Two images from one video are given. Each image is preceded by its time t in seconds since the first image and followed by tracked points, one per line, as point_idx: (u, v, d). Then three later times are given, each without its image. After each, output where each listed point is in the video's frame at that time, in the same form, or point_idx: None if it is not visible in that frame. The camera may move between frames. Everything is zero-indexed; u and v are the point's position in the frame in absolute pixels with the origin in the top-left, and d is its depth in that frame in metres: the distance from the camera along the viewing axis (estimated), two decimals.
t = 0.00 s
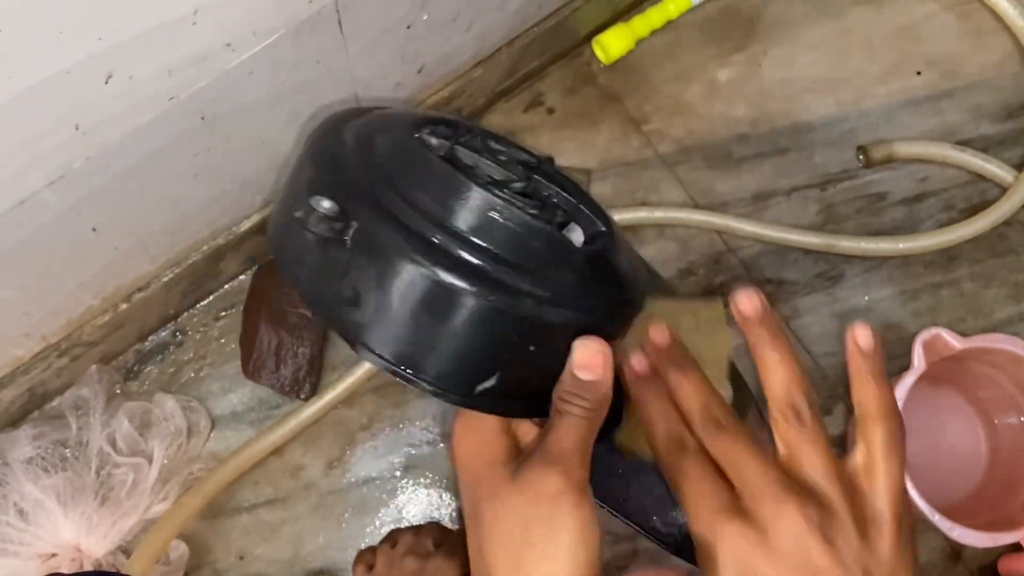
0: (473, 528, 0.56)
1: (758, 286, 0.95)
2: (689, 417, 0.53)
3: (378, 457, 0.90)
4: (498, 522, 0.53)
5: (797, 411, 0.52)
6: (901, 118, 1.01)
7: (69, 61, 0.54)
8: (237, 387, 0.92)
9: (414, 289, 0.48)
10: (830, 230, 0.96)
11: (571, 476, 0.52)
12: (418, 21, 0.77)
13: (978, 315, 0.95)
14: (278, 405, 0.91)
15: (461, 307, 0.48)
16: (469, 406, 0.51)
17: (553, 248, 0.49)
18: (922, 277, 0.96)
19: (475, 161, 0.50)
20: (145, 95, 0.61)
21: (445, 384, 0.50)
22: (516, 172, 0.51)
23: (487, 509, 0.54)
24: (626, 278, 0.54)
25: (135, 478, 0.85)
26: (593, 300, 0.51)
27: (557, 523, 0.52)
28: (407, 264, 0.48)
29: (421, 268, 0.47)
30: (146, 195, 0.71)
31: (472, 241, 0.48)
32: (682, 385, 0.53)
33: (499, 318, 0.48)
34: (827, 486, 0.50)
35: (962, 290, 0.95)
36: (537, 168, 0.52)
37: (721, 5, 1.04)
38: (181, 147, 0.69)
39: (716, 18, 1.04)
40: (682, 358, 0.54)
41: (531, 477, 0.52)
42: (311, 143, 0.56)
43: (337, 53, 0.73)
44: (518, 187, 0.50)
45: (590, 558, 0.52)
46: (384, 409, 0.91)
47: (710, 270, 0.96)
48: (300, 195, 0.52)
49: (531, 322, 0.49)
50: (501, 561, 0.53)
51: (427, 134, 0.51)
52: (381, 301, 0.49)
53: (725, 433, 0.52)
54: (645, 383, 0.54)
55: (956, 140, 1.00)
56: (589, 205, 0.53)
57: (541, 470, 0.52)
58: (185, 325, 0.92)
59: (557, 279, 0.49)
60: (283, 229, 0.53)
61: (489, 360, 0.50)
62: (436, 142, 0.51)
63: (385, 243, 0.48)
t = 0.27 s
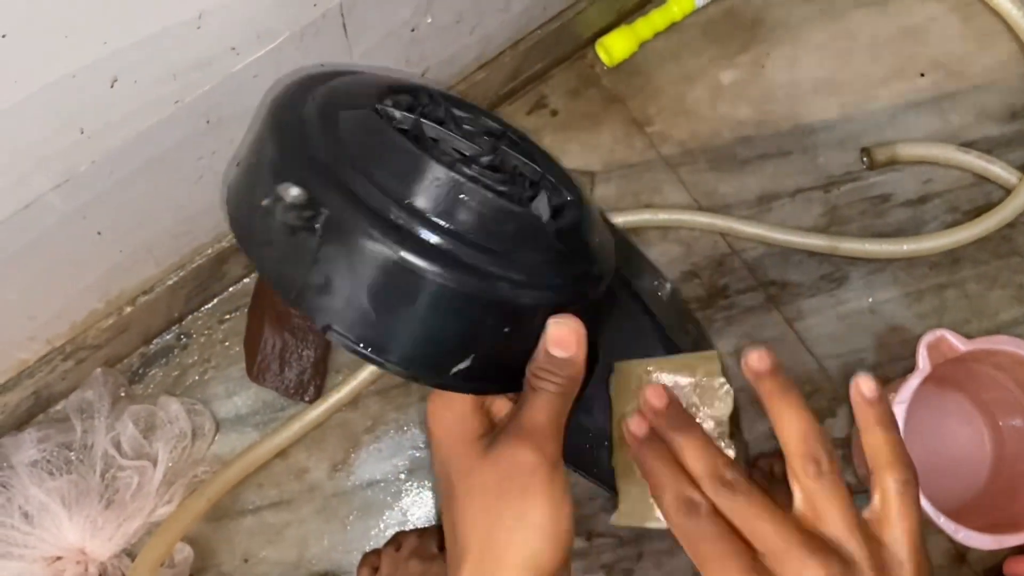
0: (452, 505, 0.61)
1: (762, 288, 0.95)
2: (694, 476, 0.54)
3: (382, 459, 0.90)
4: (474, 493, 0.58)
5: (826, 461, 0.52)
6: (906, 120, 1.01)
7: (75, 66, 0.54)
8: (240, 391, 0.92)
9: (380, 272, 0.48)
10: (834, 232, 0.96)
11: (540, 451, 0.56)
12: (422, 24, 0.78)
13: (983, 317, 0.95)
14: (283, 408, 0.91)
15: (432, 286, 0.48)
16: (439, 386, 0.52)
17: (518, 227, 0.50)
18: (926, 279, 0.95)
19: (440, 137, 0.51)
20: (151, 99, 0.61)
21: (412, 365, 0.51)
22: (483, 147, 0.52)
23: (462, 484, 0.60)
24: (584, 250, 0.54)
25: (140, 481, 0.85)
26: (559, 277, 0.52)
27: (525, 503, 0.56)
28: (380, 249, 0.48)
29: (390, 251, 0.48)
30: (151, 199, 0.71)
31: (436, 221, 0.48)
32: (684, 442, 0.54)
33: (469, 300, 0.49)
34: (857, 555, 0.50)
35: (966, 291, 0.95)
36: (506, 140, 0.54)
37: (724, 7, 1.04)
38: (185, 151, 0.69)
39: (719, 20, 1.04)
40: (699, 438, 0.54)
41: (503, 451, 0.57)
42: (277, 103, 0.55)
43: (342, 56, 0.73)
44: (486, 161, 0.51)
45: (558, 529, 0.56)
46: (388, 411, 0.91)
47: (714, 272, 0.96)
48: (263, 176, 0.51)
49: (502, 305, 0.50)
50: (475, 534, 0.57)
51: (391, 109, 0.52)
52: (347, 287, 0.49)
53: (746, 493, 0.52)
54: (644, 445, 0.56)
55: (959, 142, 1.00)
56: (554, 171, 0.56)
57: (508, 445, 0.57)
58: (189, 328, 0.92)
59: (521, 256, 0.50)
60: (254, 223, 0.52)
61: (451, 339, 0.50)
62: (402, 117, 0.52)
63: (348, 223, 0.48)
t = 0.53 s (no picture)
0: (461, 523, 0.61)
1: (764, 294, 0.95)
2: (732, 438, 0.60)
3: (384, 465, 0.90)
4: (484, 513, 0.59)
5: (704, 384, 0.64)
6: (908, 125, 1.00)
7: (78, 76, 0.54)
8: (243, 397, 0.92)
9: (404, 291, 0.47)
10: (836, 237, 0.96)
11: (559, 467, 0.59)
12: (424, 31, 0.78)
13: (985, 322, 0.95)
14: (286, 414, 0.91)
15: (456, 306, 0.47)
16: (456, 404, 0.51)
17: (540, 241, 0.48)
18: (928, 284, 0.95)
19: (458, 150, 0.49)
20: (153, 108, 0.61)
21: (425, 381, 0.50)
22: (496, 160, 0.51)
23: (475, 501, 0.60)
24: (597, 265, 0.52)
25: (143, 488, 0.85)
26: (573, 295, 0.50)
27: (543, 519, 0.57)
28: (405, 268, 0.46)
29: (414, 270, 0.46)
30: (154, 207, 0.71)
31: (460, 236, 0.47)
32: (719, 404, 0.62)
33: (493, 319, 0.48)
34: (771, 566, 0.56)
35: (968, 297, 0.95)
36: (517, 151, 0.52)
37: (726, 13, 1.04)
38: (188, 159, 0.69)
39: (722, 25, 1.04)
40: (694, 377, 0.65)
41: (525, 470, 0.59)
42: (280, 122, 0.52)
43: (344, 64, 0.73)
44: (500, 176, 0.50)
45: (574, 544, 0.58)
46: (390, 417, 0.91)
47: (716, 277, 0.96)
48: (275, 187, 0.49)
49: (522, 323, 0.49)
50: (486, 555, 0.58)
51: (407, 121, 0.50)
52: (363, 304, 0.48)
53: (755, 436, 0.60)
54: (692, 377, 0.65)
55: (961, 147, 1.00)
56: (567, 181, 0.54)
57: (529, 466, 0.59)
58: (191, 335, 0.92)
59: (541, 271, 0.48)
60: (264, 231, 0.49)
61: (465, 355, 0.49)
62: (416, 130, 0.50)
63: (369, 241, 0.46)
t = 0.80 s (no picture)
0: (429, 527, 0.61)
1: (766, 297, 0.95)
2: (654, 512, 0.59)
3: (386, 468, 0.90)
4: (453, 517, 0.59)
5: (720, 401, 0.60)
6: (910, 127, 1.00)
7: (79, 81, 0.54)
8: (245, 400, 0.92)
9: (350, 298, 0.46)
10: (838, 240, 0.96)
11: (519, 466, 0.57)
12: (425, 35, 0.78)
13: (987, 325, 0.95)
14: (288, 417, 0.91)
15: (408, 308, 0.46)
16: (415, 407, 0.50)
17: (487, 242, 0.47)
18: (931, 287, 0.95)
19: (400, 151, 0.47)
20: (155, 112, 0.61)
21: (377, 386, 0.48)
22: (440, 157, 0.48)
23: (439, 505, 0.60)
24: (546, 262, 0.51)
25: (145, 491, 0.86)
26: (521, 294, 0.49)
27: (507, 517, 0.57)
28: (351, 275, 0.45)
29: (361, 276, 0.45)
30: (155, 211, 0.72)
31: (403, 242, 0.45)
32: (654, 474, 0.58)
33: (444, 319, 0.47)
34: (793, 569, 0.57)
35: (970, 300, 0.95)
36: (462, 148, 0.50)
37: (727, 16, 1.04)
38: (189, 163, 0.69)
39: (723, 28, 1.04)
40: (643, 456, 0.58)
41: (484, 472, 0.58)
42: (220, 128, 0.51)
43: (344, 68, 0.73)
44: (447, 175, 0.47)
45: (540, 538, 0.58)
46: (392, 421, 0.91)
47: (718, 280, 0.96)
48: (216, 199, 0.47)
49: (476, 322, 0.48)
50: (458, 552, 0.59)
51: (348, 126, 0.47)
52: (310, 310, 0.46)
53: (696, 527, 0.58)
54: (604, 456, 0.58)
55: (963, 150, 0.99)
56: (512, 177, 0.52)
57: (488, 469, 0.58)
58: (193, 338, 0.93)
59: (487, 271, 0.47)
60: (208, 243, 0.48)
61: (415, 355, 0.48)
62: (357, 133, 0.47)
63: (314, 250, 0.45)
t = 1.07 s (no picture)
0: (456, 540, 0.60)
1: (771, 299, 0.95)
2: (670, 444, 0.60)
3: (390, 471, 0.90)
4: (482, 529, 0.57)
5: (770, 365, 0.63)
6: (916, 129, 1.00)
7: (84, 83, 0.54)
8: (250, 402, 0.92)
9: (394, 306, 0.44)
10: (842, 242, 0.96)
11: (554, 485, 0.56)
12: (429, 37, 0.78)
13: (993, 327, 0.94)
14: (293, 419, 0.91)
15: (454, 319, 0.45)
16: (450, 421, 0.48)
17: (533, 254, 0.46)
18: (936, 289, 0.95)
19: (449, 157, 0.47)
20: (158, 116, 0.61)
21: (418, 400, 0.47)
22: (487, 169, 0.47)
23: (469, 522, 0.58)
24: (591, 282, 0.50)
25: (149, 494, 0.85)
26: (567, 312, 0.48)
27: (538, 539, 0.56)
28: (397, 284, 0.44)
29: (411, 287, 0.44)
30: (160, 213, 0.72)
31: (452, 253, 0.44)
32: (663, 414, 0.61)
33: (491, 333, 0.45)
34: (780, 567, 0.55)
35: (976, 302, 0.95)
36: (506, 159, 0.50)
37: (732, 18, 1.04)
38: (194, 165, 0.69)
39: (727, 31, 1.04)
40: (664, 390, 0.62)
41: (519, 490, 0.56)
42: (272, 128, 0.50)
43: (350, 71, 0.73)
44: (499, 185, 0.47)
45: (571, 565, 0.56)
46: (397, 423, 0.91)
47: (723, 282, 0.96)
48: (263, 202, 0.47)
49: (519, 339, 0.46)
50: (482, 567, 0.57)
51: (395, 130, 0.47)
52: (355, 319, 0.45)
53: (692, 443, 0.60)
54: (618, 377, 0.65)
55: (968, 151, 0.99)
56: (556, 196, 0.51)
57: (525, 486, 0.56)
58: (198, 340, 0.93)
59: (533, 285, 0.46)
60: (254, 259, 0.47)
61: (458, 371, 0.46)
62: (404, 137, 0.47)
63: (364, 254, 0.44)
